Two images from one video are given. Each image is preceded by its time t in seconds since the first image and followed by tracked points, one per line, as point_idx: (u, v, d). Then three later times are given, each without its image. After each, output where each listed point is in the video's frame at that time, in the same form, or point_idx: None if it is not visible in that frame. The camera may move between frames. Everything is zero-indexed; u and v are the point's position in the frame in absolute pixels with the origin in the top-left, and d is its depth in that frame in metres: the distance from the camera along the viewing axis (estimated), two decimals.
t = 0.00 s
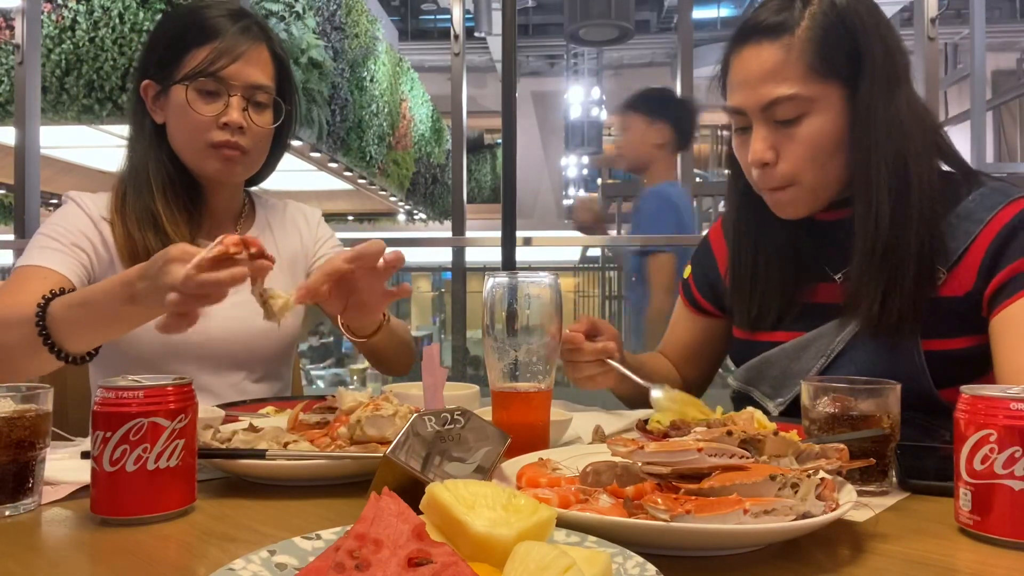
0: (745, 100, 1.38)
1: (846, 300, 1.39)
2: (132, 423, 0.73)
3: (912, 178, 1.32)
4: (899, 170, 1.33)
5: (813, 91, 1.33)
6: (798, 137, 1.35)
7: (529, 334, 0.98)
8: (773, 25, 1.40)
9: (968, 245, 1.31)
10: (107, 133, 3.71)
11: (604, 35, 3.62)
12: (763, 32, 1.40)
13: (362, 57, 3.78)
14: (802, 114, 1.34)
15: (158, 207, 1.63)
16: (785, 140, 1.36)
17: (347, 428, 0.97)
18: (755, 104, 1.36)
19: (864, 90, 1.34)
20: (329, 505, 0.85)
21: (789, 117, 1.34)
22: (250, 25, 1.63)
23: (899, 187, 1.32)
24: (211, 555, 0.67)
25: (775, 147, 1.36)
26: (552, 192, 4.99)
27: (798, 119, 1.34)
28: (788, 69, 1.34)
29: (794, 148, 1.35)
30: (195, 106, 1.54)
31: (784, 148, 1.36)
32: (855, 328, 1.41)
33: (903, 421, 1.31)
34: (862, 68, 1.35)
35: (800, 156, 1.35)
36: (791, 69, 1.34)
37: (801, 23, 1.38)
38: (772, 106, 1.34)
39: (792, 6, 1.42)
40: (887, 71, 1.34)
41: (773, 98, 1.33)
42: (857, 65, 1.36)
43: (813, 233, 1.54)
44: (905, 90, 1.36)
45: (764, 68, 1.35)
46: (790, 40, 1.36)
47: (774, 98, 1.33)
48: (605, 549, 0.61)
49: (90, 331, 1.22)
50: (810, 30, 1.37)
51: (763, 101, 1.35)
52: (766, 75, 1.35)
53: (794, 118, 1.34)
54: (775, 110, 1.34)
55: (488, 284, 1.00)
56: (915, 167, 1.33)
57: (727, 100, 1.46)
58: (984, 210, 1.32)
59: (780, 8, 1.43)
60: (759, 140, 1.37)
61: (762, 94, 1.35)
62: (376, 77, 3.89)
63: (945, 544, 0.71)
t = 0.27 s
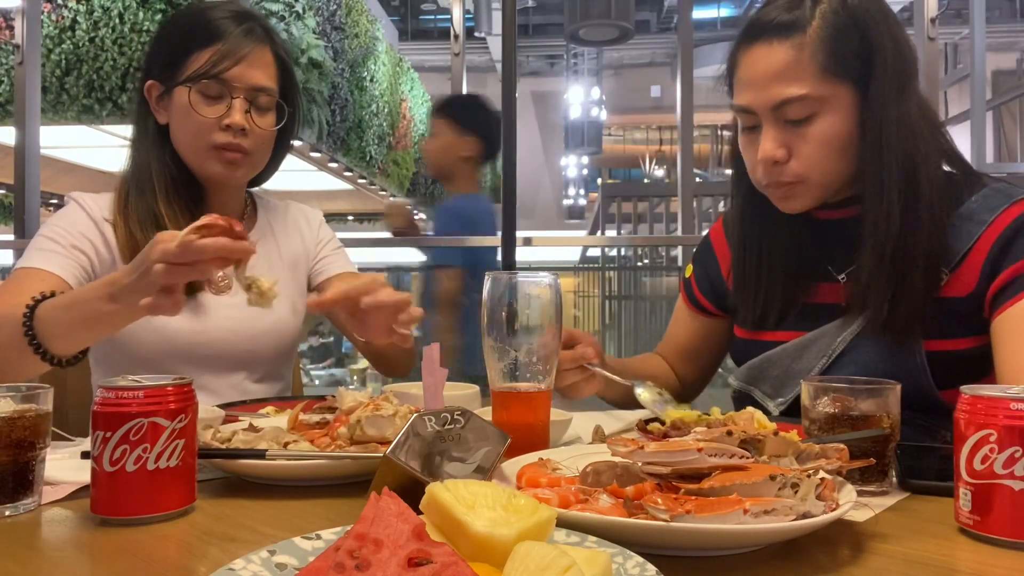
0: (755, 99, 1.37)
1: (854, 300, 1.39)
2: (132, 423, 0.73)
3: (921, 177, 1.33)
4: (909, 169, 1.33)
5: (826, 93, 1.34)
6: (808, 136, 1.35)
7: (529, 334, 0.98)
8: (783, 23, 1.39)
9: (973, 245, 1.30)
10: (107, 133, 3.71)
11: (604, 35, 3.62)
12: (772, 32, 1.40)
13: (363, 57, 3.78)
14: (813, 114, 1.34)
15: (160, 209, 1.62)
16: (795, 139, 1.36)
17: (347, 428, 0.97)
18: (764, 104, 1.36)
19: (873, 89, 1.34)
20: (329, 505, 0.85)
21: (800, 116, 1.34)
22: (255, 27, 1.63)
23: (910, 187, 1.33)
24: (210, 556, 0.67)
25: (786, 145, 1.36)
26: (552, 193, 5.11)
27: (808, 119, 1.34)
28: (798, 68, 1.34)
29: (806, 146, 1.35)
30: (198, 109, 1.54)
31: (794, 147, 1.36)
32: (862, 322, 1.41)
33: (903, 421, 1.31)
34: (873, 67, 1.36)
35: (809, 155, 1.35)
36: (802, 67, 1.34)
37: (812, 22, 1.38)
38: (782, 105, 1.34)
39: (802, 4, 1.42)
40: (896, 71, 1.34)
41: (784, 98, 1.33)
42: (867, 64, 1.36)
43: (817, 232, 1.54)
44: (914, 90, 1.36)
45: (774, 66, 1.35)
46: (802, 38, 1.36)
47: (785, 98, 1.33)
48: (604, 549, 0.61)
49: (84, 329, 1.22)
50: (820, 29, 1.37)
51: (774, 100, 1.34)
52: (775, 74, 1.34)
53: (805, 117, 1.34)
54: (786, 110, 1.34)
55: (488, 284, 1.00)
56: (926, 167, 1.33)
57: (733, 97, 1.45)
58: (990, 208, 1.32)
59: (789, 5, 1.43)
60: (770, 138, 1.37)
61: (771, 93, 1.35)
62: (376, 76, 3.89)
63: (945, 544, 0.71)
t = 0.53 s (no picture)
0: (756, 93, 1.36)
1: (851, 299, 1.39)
2: (132, 423, 0.73)
3: (921, 177, 1.33)
4: (909, 167, 1.33)
5: (828, 86, 1.34)
6: (809, 131, 1.35)
7: (529, 333, 0.98)
8: (787, 18, 1.40)
9: (972, 245, 1.30)
10: (107, 133, 3.71)
11: (604, 35, 3.62)
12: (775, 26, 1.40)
13: (362, 57, 3.79)
14: (814, 108, 1.34)
15: (160, 213, 1.63)
16: (795, 134, 1.36)
17: (347, 428, 0.97)
18: (767, 98, 1.35)
19: (875, 86, 1.34)
20: (329, 505, 0.85)
21: (801, 111, 1.34)
22: (261, 34, 1.62)
23: (911, 187, 1.33)
24: (211, 555, 0.67)
25: (787, 140, 1.36)
26: (552, 193, 5.13)
27: (809, 114, 1.34)
28: (801, 63, 1.34)
29: (806, 143, 1.35)
30: (198, 117, 1.55)
31: (795, 142, 1.36)
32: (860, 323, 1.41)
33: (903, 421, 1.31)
34: (874, 64, 1.36)
35: (810, 151, 1.35)
36: (805, 63, 1.34)
37: (815, 17, 1.38)
38: (784, 100, 1.34)
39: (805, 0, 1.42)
40: (897, 69, 1.34)
41: (786, 92, 1.33)
42: (869, 62, 1.36)
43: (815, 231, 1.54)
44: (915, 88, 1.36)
45: (779, 60, 1.34)
46: (804, 33, 1.36)
47: (787, 91, 1.33)
48: (605, 549, 0.61)
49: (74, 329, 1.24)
50: (824, 25, 1.36)
51: (776, 94, 1.34)
52: (778, 68, 1.34)
53: (806, 112, 1.34)
54: (787, 104, 1.34)
55: (488, 284, 1.00)
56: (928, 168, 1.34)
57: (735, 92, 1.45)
58: (990, 209, 1.31)
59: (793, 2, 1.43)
60: (771, 133, 1.36)
61: (773, 87, 1.35)
62: (376, 76, 3.89)
63: (945, 544, 0.71)
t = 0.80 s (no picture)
0: (766, 85, 1.36)
1: (853, 297, 1.39)
2: (132, 423, 0.73)
3: (927, 176, 1.33)
4: (917, 165, 1.33)
5: (839, 80, 1.34)
6: (818, 125, 1.34)
7: (529, 334, 0.98)
8: (800, 12, 1.40)
9: (973, 245, 1.30)
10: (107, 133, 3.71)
11: (604, 35, 3.62)
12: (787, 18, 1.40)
13: (362, 57, 3.79)
14: (823, 102, 1.34)
15: (158, 218, 1.63)
16: (802, 127, 1.35)
17: (347, 428, 0.97)
18: (776, 90, 1.35)
19: (886, 84, 1.35)
20: (329, 505, 0.85)
21: (810, 104, 1.34)
22: (258, 35, 1.62)
23: (916, 188, 1.33)
24: (211, 555, 0.67)
25: (794, 133, 1.35)
26: (552, 194, 5.17)
27: (818, 108, 1.34)
28: (812, 57, 1.34)
29: (813, 135, 1.35)
30: (192, 120, 1.55)
31: (802, 135, 1.35)
32: (861, 324, 1.41)
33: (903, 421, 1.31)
34: (884, 62, 1.36)
35: (818, 145, 1.34)
36: (816, 56, 1.34)
37: (827, 13, 1.38)
38: (794, 92, 1.34)
39: None
40: (907, 68, 1.35)
41: (797, 85, 1.33)
42: (880, 60, 1.36)
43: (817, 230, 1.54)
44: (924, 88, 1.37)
45: (788, 53, 1.35)
46: (817, 27, 1.36)
47: (798, 84, 1.33)
48: (605, 549, 0.61)
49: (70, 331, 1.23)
50: (836, 20, 1.37)
51: (786, 87, 1.34)
52: (789, 61, 1.34)
53: (815, 106, 1.34)
54: (797, 97, 1.34)
55: (488, 284, 1.00)
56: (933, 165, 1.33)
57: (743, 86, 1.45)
58: (993, 209, 1.31)
59: None
60: (778, 125, 1.36)
61: (783, 79, 1.34)
62: (376, 76, 3.89)
63: (945, 544, 0.71)
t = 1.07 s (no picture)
0: (795, 69, 1.36)
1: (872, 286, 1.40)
2: (132, 423, 0.73)
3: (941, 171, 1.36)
4: (936, 158, 1.36)
5: (867, 68, 1.35)
6: (846, 110, 1.35)
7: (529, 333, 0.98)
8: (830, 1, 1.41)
9: (977, 243, 1.31)
10: (107, 133, 3.71)
11: (604, 35, 3.62)
12: (816, 6, 1.41)
13: (362, 57, 3.79)
14: (853, 88, 1.34)
15: (175, 227, 1.64)
16: (830, 112, 1.35)
17: (347, 428, 0.97)
18: (805, 73, 1.36)
19: (913, 77, 1.38)
20: (328, 505, 0.85)
21: (842, 88, 1.35)
22: (257, 36, 1.62)
23: (934, 177, 1.36)
24: (211, 555, 0.67)
25: (820, 117, 1.35)
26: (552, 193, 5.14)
27: (847, 93, 1.35)
28: (844, 43, 1.35)
29: (840, 120, 1.35)
30: (193, 129, 1.56)
31: (828, 119, 1.35)
32: (873, 311, 1.41)
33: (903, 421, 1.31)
34: (911, 58, 1.39)
35: (847, 130, 1.35)
36: (848, 41, 1.35)
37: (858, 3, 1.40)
38: (824, 77, 1.35)
39: None
40: (929, 66, 1.38)
41: (827, 69, 1.34)
42: (907, 54, 1.39)
43: (820, 229, 1.55)
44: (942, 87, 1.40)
45: (816, 40, 1.35)
46: (850, 14, 1.37)
47: (829, 68, 1.34)
48: (604, 549, 0.61)
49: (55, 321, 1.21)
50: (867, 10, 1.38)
51: (815, 71, 1.35)
52: (818, 46, 1.35)
53: (847, 90, 1.35)
54: (827, 82, 1.35)
55: (488, 284, 1.00)
56: (933, 164, 1.35)
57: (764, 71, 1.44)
58: (993, 208, 1.33)
59: None
60: (804, 110, 1.36)
61: (810, 64, 1.35)
62: (376, 76, 3.89)
63: (945, 544, 0.71)
